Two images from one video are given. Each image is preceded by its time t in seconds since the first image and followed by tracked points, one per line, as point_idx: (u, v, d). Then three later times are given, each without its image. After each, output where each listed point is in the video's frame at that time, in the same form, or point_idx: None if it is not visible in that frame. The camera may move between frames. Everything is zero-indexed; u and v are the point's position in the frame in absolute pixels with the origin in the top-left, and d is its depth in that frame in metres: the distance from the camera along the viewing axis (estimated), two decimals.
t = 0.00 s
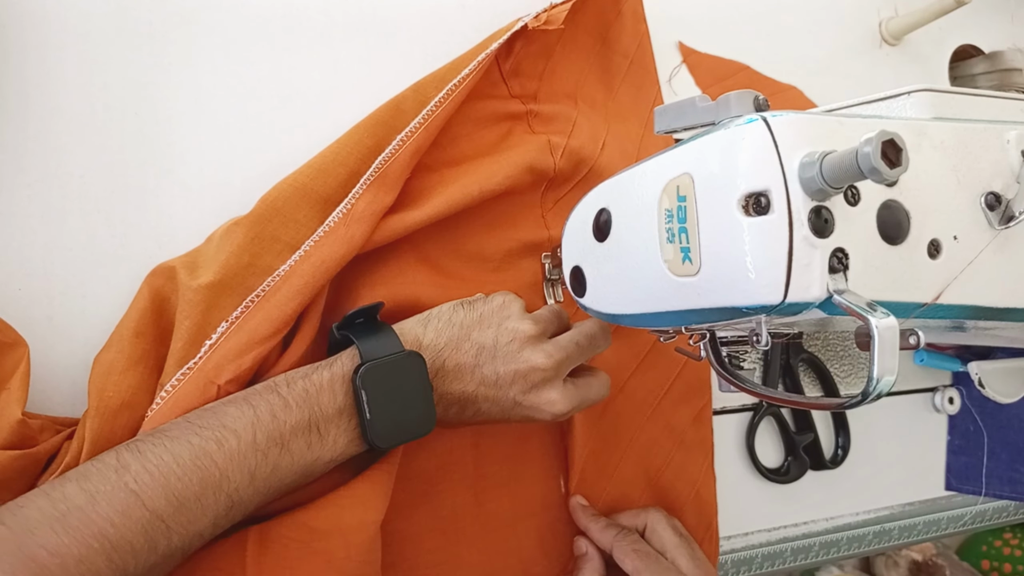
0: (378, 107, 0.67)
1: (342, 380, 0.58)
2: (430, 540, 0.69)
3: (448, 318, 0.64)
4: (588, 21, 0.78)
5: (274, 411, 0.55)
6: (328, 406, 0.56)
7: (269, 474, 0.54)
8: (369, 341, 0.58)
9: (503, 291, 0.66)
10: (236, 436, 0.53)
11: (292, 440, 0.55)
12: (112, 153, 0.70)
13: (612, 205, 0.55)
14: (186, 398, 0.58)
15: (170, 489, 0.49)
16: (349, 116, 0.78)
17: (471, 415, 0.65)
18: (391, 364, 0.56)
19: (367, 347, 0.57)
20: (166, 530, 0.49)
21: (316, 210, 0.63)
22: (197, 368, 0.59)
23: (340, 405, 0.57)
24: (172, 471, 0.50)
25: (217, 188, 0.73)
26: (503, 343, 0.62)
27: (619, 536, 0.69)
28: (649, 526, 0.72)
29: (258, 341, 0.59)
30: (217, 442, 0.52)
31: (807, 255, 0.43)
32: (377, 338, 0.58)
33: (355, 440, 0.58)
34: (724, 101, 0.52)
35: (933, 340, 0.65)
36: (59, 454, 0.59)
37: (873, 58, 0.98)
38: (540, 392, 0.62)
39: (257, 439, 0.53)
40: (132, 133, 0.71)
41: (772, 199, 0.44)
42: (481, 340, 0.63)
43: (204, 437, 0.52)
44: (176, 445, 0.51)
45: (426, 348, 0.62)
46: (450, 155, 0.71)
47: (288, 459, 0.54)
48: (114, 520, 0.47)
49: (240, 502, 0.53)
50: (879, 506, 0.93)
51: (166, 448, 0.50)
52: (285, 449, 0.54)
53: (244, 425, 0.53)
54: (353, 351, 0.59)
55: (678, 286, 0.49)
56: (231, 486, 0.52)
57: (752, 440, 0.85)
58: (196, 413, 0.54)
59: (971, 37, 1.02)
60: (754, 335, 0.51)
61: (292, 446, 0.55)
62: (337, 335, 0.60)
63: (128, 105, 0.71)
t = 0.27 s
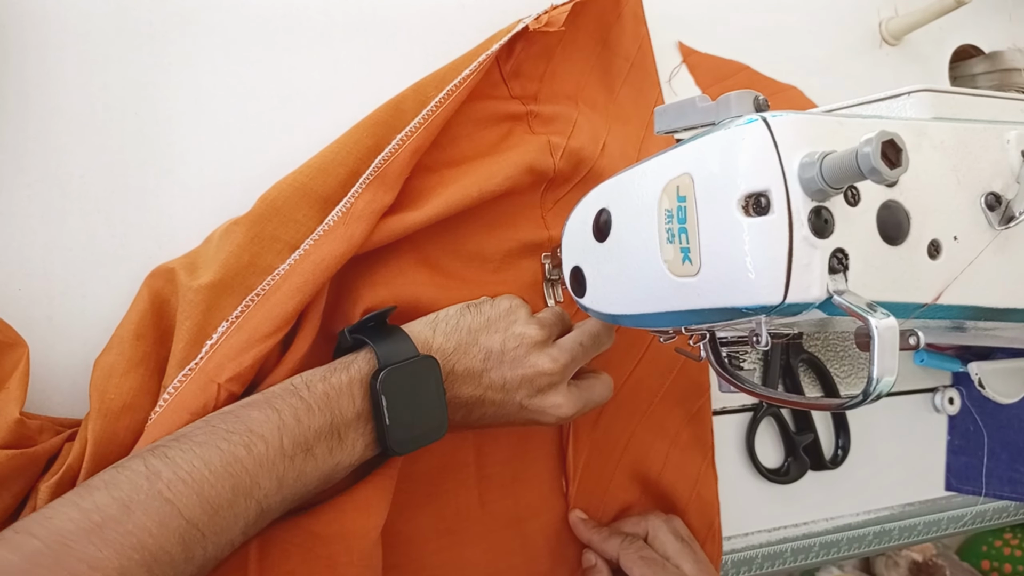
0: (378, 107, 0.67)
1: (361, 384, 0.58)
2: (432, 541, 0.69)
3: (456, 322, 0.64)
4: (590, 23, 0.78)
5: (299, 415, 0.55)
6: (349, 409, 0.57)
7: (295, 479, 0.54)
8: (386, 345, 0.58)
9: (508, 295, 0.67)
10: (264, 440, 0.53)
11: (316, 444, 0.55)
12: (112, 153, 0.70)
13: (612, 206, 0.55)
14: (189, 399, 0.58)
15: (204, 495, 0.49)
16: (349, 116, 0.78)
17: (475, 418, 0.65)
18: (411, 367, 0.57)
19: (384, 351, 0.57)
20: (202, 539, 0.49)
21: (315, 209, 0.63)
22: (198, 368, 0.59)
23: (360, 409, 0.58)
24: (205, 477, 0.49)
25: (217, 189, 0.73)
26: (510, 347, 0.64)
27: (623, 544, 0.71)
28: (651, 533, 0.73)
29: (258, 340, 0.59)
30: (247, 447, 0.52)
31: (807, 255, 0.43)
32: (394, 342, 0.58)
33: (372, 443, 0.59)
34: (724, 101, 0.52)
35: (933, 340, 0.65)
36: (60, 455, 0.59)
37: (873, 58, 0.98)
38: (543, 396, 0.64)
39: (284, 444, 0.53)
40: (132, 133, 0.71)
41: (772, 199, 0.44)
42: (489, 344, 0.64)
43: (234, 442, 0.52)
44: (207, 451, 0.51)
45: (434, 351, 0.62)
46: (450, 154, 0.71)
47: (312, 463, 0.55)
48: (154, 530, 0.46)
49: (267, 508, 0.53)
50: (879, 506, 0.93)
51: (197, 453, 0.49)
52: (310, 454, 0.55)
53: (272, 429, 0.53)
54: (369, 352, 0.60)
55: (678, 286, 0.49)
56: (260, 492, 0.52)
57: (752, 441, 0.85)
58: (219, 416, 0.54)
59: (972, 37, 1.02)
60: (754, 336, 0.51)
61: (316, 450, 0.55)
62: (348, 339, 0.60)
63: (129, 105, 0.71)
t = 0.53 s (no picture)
0: (376, 106, 0.67)
1: (324, 415, 0.56)
2: (435, 541, 0.69)
3: (429, 330, 0.62)
4: (587, 20, 0.78)
5: (257, 448, 0.53)
6: (313, 438, 0.55)
7: (257, 512, 0.52)
8: (349, 368, 0.56)
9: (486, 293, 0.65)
10: (217, 475, 0.51)
11: (277, 475, 0.53)
12: (112, 153, 0.70)
13: (612, 206, 0.55)
14: (189, 399, 0.57)
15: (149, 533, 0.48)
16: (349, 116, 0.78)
17: (474, 422, 0.63)
18: (372, 385, 0.55)
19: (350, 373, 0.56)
20: None
21: (315, 208, 0.63)
22: (198, 369, 0.59)
23: (326, 435, 0.55)
24: (152, 517, 0.49)
25: (217, 189, 0.73)
26: (489, 341, 0.62)
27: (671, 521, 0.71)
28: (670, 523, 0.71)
29: (258, 341, 0.59)
30: (198, 484, 0.51)
31: (807, 254, 0.44)
32: (357, 365, 0.57)
33: (348, 470, 0.56)
34: (724, 101, 0.52)
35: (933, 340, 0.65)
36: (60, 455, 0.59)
37: (873, 58, 0.98)
38: (540, 378, 0.62)
39: (239, 477, 0.52)
40: (132, 133, 0.71)
41: (772, 199, 0.44)
42: (469, 345, 0.61)
43: (185, 479, 0.51)
44: (154, 492, 0.50)
45: (413, 363, 0.60)
46: (449, 154, 0.72)
47: (276, 495, 0.53)
48: None
49: (229, 544, 0.51)
50: (879, 506, 0.93)
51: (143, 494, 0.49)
52: (269, 485, 0.53)
53: (226, 464, 0.52)
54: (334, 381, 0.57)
55: (679, 286, 0.49)
56: (217, 527, 0.50)
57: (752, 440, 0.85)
58: (178, 458, 0.53)
59: (971, 37, 1.02)
60: (754, 335, 0.51)
61: (278, 482, 0.53)
62: (314, 369, 0.58)
63: (129, 105, 0.71)
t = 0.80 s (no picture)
0: (376, 107, 0.66)
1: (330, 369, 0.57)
2: (435, 541, 0.69)
3: (444, 302, 0.65)
4: (587, 19, 0.78)
5: (258, 396, 0.55)
6: (314, 391, 0.57)
7: (252, 457, 0.54)
8: (359, 328, 0.57)
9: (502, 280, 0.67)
10: (217, 419, 0.53)
11: (274, 424, 0.55)
12: (112, 153, 0.70)
13: (612, 206, 0.55)
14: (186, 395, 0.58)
15: (148, 467, 0.50)
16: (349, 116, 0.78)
17: (470, 400, 0.64)
18: (377, 349, 0.56)
19: (357, 333, 0.57)
20: (142, 511, 0.50)
21: (315, 208, 0.63)
22: (193, 366, 0.59)
23: (326, 389, 0.57)
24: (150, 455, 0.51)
25: (217, 188, 0.73)
26: (501, 324, 0.64)
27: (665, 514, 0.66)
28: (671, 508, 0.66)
29: (254, 342, 0.60)
30: (198, 424, 0.53)
31: (807, 255, 0.44)
32: (367, 328, 0.57)
33: (344, 425, 0.57)
34: (724, 101, 0.52)
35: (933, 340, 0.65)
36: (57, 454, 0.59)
37: (873, 58, 0.98)
38: (542, 370, 0.64)
39: (238, 422, 0.54)
40: (132, 133, 0.71)
41: (772, 199, 0.44)
42: (479, 321, 0.64)
43: (186, 420, 0.53)
44: (156, 429, 0.52)
45: (422, 330, 0.63)
46: (449, 154, 0.72)
47: (272, 442, 0.55)
48: (85, 497, 0.48)
49: (221, 486, 0.53)
50: (878, 506, 0.93)
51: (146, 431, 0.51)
52: (267, 433, 0.55)
53: (227, 408, 0.54)
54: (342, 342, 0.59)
55: (678, 286, 0.49)
56: (211, 467, 0.52)
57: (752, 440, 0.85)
58: (184, 399, 0.55)
59: (971, 38, 1.02)
60: (754, 336, 0.51)
61: (275, 430, 0.55)
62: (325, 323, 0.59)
63: (129, 105, 0.71)
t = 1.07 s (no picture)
0: (373, 110, 0.66)
1: (283, 512, 0.54)
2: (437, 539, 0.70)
3: (398, 430, 0.62)
4: (585, 19, 0.78)
5: (203, 538, 0.51)
6: (265, 535, 0.53)
7: None
8: (315, 470, 0.55)
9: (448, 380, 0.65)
10: (154, 560, 0.49)
11: (217, 571, 0.50)
12: (112, 154, 0.70)
13: (612, 205, 0.55)
14: (188, 404, 0.58)
15: None
16: (349, 116, 0.78)
17: (441, 522, 0.63)
18: (333, 494, 0.54)
19: (312, 478, 0.54)
20: None
21: (314, 212, 0.64)
22: (195, 374, 0.59)
23: (277, 535, 0.53)
24: None
25: (217, 189, 0.73)
26: (460, 441, 0.63)
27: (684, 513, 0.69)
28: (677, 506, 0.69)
29: (255, 347, 0.59)
30: (132, 567, 0.49)
31: (807, 254, 0.44)
32: (326, 465, 0.55)
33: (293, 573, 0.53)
34: (724, 101, 0.52)
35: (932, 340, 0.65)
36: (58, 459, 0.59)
37: (873, 58, 0.98)
38: (509, 473, 0.66)
39: (176, 566, 0.49)
40: (133, 134, 0.71)
41: (772, 199, 0.44)
42: (440, 444, 0.62)
43: (121, 560, 0.49)
44: (87, 566, 0.48)
45: (384, 469, 0.60)
46: (446, 156, 0.72)
47: None
48: None
49: None
50: (878, 506, 0.92)
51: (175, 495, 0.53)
52: None
53: (167, 549, 0.50)
54: (295, 479, 0.56)
55: (678, 285, 0.49)
56: None
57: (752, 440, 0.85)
58: (123, 534, 0.51)
59: (971, 38, 1.02)
60: (754, 336, 0.51)
61: None
62: (281, 461, 0.56)
63: (129, 106, 0.71)
